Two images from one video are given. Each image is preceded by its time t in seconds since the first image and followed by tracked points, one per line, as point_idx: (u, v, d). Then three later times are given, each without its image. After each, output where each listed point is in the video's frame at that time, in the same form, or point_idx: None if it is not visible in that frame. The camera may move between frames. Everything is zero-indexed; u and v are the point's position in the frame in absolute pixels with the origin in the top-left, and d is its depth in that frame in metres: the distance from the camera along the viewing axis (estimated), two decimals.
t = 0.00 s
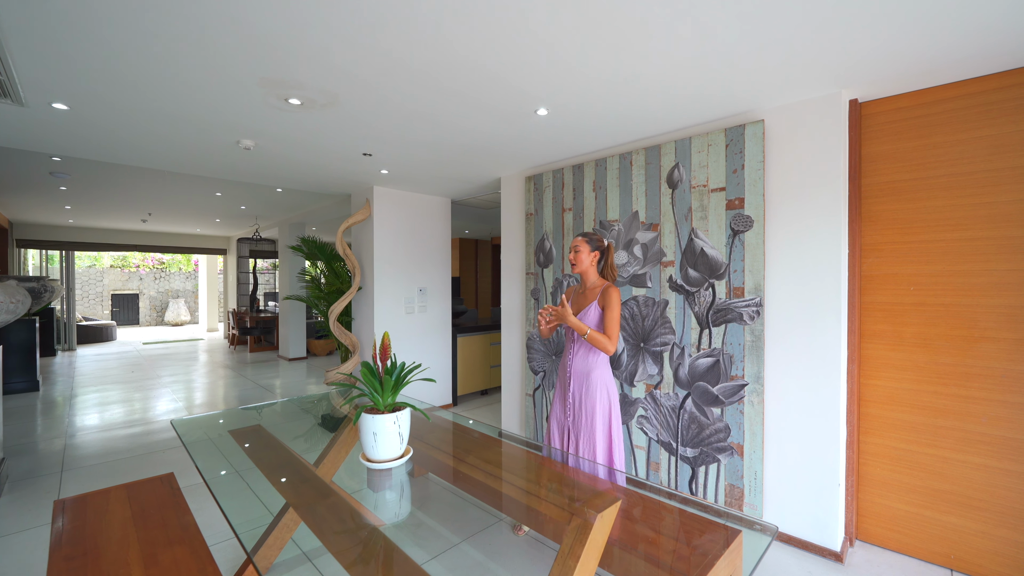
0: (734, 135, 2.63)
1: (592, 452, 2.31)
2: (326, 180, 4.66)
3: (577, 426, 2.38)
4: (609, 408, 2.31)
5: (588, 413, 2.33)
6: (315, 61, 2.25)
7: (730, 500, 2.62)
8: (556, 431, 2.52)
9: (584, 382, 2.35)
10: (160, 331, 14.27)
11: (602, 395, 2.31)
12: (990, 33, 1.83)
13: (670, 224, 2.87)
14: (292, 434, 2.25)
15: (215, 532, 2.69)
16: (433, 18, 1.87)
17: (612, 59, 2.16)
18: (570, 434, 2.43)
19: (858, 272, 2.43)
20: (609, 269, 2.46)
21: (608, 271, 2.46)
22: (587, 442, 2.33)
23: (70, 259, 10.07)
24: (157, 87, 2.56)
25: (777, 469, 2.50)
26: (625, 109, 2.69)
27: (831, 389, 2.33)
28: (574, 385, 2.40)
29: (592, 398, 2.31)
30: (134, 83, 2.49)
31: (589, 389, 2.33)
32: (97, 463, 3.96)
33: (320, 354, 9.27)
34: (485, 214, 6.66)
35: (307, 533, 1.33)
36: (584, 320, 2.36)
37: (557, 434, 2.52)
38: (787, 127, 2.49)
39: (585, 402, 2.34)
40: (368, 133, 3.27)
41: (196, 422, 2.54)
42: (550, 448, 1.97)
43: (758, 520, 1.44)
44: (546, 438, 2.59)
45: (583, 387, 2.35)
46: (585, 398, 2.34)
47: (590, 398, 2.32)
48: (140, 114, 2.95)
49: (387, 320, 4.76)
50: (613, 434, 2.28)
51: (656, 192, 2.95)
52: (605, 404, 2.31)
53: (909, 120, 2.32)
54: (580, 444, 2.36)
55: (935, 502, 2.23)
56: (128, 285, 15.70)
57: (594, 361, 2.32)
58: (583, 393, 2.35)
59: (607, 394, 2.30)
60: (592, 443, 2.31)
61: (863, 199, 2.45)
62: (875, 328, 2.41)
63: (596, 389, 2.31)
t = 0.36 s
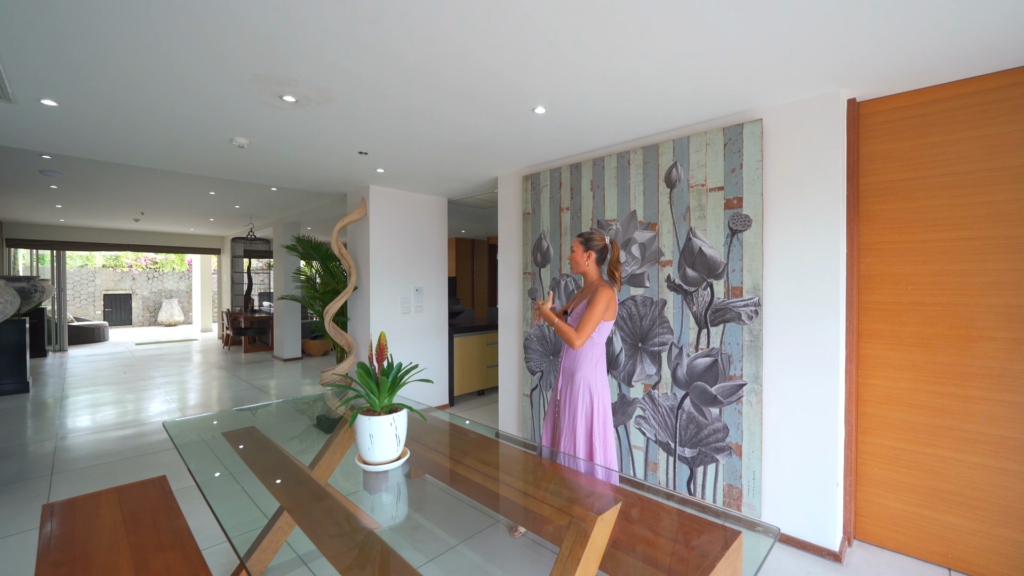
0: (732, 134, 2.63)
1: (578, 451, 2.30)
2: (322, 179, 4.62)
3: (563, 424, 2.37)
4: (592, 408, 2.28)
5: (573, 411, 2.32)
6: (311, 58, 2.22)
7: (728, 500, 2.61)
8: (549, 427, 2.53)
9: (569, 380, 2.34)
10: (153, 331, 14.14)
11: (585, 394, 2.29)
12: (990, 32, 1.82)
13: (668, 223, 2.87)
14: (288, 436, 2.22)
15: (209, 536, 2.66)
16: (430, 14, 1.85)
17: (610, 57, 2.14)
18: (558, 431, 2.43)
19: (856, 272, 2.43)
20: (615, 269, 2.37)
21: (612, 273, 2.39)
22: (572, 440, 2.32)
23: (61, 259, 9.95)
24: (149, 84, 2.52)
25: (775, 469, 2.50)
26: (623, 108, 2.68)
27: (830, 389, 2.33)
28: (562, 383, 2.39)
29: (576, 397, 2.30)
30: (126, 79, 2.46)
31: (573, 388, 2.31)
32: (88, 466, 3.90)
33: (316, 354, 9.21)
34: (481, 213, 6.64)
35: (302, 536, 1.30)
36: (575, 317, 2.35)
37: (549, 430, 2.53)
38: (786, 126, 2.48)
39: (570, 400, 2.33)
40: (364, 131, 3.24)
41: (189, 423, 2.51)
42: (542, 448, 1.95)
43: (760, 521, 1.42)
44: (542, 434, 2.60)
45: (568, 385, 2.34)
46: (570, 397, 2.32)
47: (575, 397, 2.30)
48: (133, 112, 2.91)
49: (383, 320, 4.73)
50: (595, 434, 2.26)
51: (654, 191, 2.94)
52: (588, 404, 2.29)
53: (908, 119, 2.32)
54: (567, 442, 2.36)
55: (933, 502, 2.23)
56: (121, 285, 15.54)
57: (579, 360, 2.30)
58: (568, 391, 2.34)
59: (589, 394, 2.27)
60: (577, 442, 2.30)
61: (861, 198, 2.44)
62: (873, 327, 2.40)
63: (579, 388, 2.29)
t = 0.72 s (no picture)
0: (730, 134, 2.62)
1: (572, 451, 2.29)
2: (318, 178, 4.58)
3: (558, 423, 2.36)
4: (587, 408, 2.27)
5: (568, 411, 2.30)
6: (306, 55, 2.20)
7: (726, 501, 2.61)
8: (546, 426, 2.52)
9: (564, 381, 2.32)
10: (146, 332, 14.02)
11: (580, 395, 2.27)
12: (987, 31, 1.82)
13: (666, 223, 2.86)
14: (282, 437, 2.19)
15: (203, 538, 2.63)
16: (426, 11, 1.83)
17: (609, 55, 2.13)
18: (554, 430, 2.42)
19: (854, 271, 2.43)
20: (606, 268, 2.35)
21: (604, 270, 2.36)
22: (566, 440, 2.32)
23: (53, 259, 9.84)
24: (142, 80, 2.48)
25: (773, 469, 2.49)
26: (621, 107, 2.67)
27: (827, 388, 2.33)
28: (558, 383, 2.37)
29: (571, 397, 2.28)
30: (119, 76, 2.42)
31: (568, 389, 2.29)
32: (81, 467, 3.86)
33: (311, 355, 9.15)
34: (478, 213, 6.62)
35: (297, 539, 1.28)
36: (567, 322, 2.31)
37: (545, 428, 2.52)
38: (783, 125, 2.48)
39: (565, 400, 2.31)
40: (360, 129, 3.22)
41: (182, 424, 2.47)
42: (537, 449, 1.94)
43: (760, 522, 1.41)
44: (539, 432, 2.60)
45: (563, 386, 2.32)
46: (565, 397, 2.31)
47: (569, 398, 2.29)
48: (126, 109, 2.88)
49: (379, 320, 4.71)
50: (589, 435, 2.24)
51: (652, 191, 2.93)
52: (584, 404, 2.27)
53: (905, 119, 2.32)
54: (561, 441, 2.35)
55: (931, 502, 2.24)
56: (114, 285, 15.40)
57: (573, 361, 2.28)
58: (563, 392, 2.32)
59: (584, 395, 2.25)
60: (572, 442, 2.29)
61: (859, 197, 2.45)
62: (870, 327, 2.41)
63: (574, 388, 2.27)
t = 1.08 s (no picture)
0: (728, 133, 2.61)
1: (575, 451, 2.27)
2: (313, 177, 4.55)
3: (561, 424, 2.33)
4: (589, 407, 2.26)
5: (569, 411, 2.28)
6: (301, 52, 2.17)
7: (725, 501, 2.60)
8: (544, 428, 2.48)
9: (564, 382, 2.29)
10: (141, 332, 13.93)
11: (583, 394, 2.26)
12: (987, 30, 1.82)
13: (665, 222, 2.84)
14: (279, 438, 2.17)
15: (197, 541, 2.60)
16: (423, 7, 1.80)
17: (607, 54, 2.12)
18: (555, 432, 2.39)
19: (853, 271, 2.42)
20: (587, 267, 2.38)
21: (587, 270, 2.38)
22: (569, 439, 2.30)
23: (45, 259, 9.75)
24: (135, 77, 2.45)
25: (772, 470, 2.48)
26: (619, 105, 2.65)
27: (827, 388, 2.32)
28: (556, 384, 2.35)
29: (572, 397, 2.26)
30: (111, 73, 2.39)
31: (568, 388, 2.27)
32: (75, 468, 3.82)
33: (307, 355, 9.10)
34: (475, 212, 6.60)
35: (290, 543, 1.25)
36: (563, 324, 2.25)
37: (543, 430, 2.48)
38: (783, 124, 2.48)
39: (566, 401, 2.29)
40: (355, 127, 3.19)
41: (175, 426, 2.44)
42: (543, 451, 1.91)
43: (760, 524, 1.39)
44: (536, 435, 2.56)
45: (562, 386, 2.30)
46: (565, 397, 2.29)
47: (570, 397, 2.27)
48: (119, 107, 2.84)
49: (376, 320, 4.67)
50: (594, 434, 2.23)
51: (650, 190, 2.92)
52: (587, 403, 2.25)
53: (905, 118, 2.31)
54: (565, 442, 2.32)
55: (930, 502, 2.23)
56: (108, 285, 15.29)
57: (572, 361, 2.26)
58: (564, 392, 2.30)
59: (588, 394, 2.24)
60: (575, 442, 2.27)
61: (858, 197, 2.44)
62: (869, 327, 2.40)
63: (576, 388, 2.25)
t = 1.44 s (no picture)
0: (728, 132, 2.58)
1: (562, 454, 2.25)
2: (309, 176, 4.51)
3: (546, 426, 2.30)
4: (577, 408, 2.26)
5: (556, 414, 2.26)
6: (294, 48, 2.13)
7: (725, 504, 2.58)
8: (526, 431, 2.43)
9: (551, 383, 2.26)
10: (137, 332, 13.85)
11: (570, 393, 2.25)
12: (989, 27, 1.79)
13: (664, 222, 2.82)
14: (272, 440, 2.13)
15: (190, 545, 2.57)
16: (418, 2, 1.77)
17: (606, 51, 2.08)
18: (539, 435, 2.35)
19: (853, 271, 2.40)
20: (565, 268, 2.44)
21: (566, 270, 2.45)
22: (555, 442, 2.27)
23: (40, 258, 9.67)
24: (126, 74, 2.41)
25: (772, 472, 2.45)
26: (618, 103, 2.62)
27: (827, 389, 2.30)
28: (540, 386, 2.31)
29: (559, 398, 2.25)
30: (100, 70, 2.35)
31: (556, 390, 2.25)
32: (67, 470, 3.78)
33: (304, 356, 9.05)
34: (473, 212, 6.57)
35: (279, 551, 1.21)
36: (549, 319, 2.26)
37: (525, 434, 2.43)
38: (783, 123, 2.45)
39: (553, 403, 2.27)
40: (350, 125, 3.15)
41: (166, 427, 2.40)
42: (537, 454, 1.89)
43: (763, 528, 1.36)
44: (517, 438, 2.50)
45: (549, 387, 2.27)
46: (552, 399, 2.26)
47: (557, 399, 2.25)
48: (109, 104, 2.80)
49: (372, 321, 4.64)
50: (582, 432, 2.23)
51: (649, 189, 2.89)
52: (575, 402, 2.25)
53: (906, 116, 2.29)
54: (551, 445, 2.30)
55: (930, 504, 2.21)
56: (103, 285, 15.22)
57: (559, 361, 2.25)
58: (550, 394, 2.27)
59: (576, 392, 2.25)
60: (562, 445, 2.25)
61: (858, 196, 2.42)
62: (869, 327, 2.38)
63: (564, 388, 2.24)
